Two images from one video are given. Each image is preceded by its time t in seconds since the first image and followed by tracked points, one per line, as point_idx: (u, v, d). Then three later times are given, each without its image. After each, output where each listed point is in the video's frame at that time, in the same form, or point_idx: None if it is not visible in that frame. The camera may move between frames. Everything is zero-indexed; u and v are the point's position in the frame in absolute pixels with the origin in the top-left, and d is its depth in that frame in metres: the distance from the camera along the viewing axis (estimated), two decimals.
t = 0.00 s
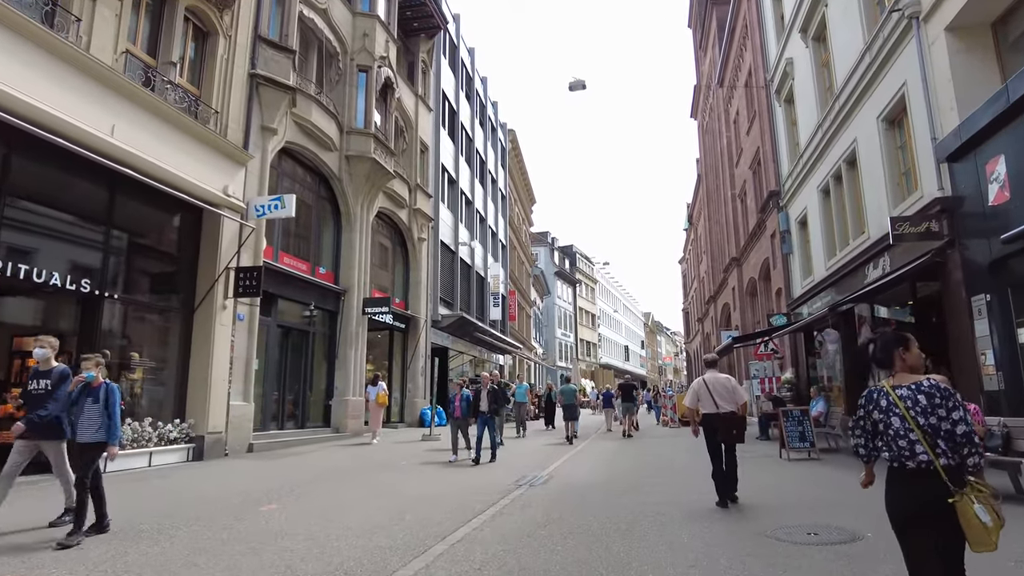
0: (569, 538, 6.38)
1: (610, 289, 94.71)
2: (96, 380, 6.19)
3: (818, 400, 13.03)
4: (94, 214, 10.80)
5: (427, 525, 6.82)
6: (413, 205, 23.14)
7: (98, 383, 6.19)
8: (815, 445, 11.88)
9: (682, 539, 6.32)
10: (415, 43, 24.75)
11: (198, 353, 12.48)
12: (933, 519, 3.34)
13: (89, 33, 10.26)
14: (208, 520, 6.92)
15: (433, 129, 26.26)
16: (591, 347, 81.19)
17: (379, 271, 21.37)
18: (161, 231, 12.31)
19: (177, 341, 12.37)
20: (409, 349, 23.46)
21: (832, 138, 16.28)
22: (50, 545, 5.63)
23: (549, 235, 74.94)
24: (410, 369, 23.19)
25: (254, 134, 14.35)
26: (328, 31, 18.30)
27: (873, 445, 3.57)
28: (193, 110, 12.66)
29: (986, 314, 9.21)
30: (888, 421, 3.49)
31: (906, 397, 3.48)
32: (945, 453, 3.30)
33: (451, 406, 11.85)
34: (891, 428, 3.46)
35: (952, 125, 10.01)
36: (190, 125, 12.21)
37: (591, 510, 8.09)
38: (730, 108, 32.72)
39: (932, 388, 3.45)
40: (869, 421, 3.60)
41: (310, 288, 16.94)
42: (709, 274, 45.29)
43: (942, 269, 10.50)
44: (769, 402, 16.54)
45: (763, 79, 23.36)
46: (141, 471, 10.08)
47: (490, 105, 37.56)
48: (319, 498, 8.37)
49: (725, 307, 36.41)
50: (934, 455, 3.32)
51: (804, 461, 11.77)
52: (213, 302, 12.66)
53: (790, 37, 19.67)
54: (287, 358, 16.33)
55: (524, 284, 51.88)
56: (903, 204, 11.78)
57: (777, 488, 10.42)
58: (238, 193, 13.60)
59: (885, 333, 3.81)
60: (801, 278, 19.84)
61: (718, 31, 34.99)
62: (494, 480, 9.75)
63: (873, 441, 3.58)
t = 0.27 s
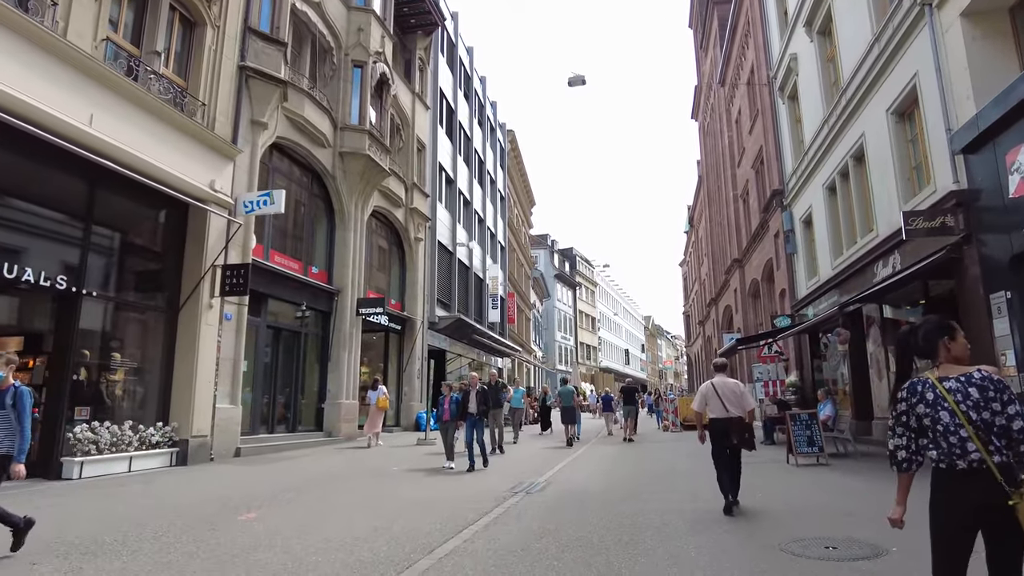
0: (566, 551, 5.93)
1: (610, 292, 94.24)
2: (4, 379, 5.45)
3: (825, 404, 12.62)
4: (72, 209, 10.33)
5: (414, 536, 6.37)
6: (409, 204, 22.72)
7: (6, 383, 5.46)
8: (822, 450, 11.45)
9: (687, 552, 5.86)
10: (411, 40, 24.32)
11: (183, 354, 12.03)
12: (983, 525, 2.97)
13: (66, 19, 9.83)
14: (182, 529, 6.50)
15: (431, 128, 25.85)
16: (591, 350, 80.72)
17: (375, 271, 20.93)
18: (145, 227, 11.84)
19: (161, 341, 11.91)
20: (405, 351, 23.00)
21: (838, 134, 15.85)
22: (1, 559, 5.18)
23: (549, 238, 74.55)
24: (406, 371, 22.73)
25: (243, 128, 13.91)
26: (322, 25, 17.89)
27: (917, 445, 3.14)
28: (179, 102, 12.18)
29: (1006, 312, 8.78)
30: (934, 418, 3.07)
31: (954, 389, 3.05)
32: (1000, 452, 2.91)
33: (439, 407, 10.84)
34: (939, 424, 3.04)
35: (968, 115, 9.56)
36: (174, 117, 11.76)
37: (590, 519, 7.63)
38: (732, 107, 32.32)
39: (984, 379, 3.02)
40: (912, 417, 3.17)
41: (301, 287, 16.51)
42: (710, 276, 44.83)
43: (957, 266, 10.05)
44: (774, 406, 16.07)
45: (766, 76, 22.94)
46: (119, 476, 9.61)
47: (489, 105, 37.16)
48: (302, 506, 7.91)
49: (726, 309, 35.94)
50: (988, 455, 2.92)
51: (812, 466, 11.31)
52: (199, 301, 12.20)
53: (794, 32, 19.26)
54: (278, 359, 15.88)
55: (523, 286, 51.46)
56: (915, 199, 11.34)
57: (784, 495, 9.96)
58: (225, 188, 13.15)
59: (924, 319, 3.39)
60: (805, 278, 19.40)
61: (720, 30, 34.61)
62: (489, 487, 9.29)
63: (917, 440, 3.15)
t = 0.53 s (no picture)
0: (561, 569, 5.47)
1: (609, 295, 93.79)
2: None
3: (833, 408, 12.17)
4: (47, 203, 9.84)
5: (398, 552, 5.90)
6: (404, 204, 22.28)
7: None
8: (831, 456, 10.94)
9: (693, 570, 5.40)
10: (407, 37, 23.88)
11: (165, 356, 11.56)
12: None
13: (38, 4, 9.37)
14: (147, 544, 6.01)
15: (427, 126, 25.43)
16: (589, 353, 80.20)
17: (369, 272, 20.48)
18: (126, 224, 11.38)
19: (142, 343, 11.44)
20: (399, 353, 22.52)
21: (844, 131, 15.43)
22: None
23: (548, 240, 74.13)
24: (401, 374, 22.26)
25: (230, 122, 13.47)
26: (314, 19, 17.47)
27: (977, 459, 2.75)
28: (162, 94, 11.73)
29: None
30: (995, 428, 2.71)
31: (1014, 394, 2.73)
32: None
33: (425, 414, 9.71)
34: (1002, 435, 2.69)
35: (986, 106, 9.11)
36: (156, 109, 11.30)
37: (588, 531, 7.16)
38: (732, 107, 31.93)
39: None
40: (967, 427, 2.77)
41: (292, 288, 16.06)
42: (710, 278, 44.41)
43: (973, 264, 9.61)
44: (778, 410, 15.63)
45: (768, 74, 22.54)
46: (92, 484, 9.13)
47: (487, 104, 36.74)
48: (282, 517, 7.44)
49: (727, 311, 35.49)
50: None
51: (820, 473, 10.82)
52: (181, 301, 11.73)
53: (798, 28, 18.87)
54: (267, 362, 15.42)
55: (521, 288, 51.02)
56: (927, 195, 10.91)
57: (792, 503, 9.50)
58: (211, 184, 12.69)
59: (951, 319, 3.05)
60: (809, 279, 18.98)
61: (720, 30, 34.24)
62: (481, 496, 8.83)
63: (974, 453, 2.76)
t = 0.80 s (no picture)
0: None
1: (608, 296, 93.40)
2: None
3: (841, 409, 11.74)
4: (17, 193, 9.39)
5: (380, 565, 5.43)
6: (399, 201, 21.83)
7: None
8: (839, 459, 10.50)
9: None
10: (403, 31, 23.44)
11: (146, 354, 11.07)
12: None
13: None
14: (108, 556, 5.54)
15: (423, 123, 24.99)
16: (588, 354, 79.74)
17: (362, 270, 20.03)
18: (104, 217, 10.91)
19: (121, 341, 10.96)
20: (394, 354, 22.03)
21: (849, 124, 15.01)
22: None
23: (546, 241, 73.71)
24: (395, 375, 21.78)
25: (216, 113, 13.01)
26: (306, 10, 17.04)
27: None
28: (143, 82, 11.28)
29: None
30: None
31: None
32: None
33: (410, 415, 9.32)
34: None
35: (1003, 92, 8.69)
36: (136, 96, 10.84)
37: (585, 540, 6.71)
38: (733, 105, 31.53)
39: None
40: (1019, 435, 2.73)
41: (282, 285, 15.62)
42: (710, 278, 43.96)
43: (990, 258, 9.18)
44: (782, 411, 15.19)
45: (770, 69, 22.12)
46: (63, 489, 8.66)
47: (485, 102, 36.32)
48: (260, 524, 6.97)
49: (727, 312, 35.06)
50: None
51: (828, 477, 10.37)
52: (163, 297, 11.24)
53: (801, 20, 18.47)
54: (255, 362, 14.94)
55: (519, 289, 50.59)
56: (940, 187, 10.48)
57: (800, 509, 9.03)
58: (195, 176, 12.24)
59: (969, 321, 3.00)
60: (813, 277, 18.55)
61: (720, 27, 33.88)
62: (474, 502, 8.35)
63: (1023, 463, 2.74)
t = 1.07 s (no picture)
0: None
1: (608, 297, 92.92)
2: None
3: (854, 410, 11.29)
4: None
5: None
6: (396, 197, 21.39)
7: None
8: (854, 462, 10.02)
9: None
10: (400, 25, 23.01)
11: (130, 353, 10.62)
12: None
13: None
14: (73, 568, 5.10)
15: (421, 119, 24.54)
16: (588, 355, 79.25)
17: (358, 268, 19.59)
18: (87, 210, 10.47)
19: (104, 338, 10.52)
20: (391, 354, 21.59)
21: (858, 117, 14.59)
22: None
23: (546, 241, 73.25)
24: (393, 375, 21.33)
25: (205, 103, 12.58)
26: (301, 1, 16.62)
27: None
28: (128, 69, 10.83)
29: None
30: None
31: None
32: None
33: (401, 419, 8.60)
34: None
35: None
36: (120, 83, 10.40)
37: (590, 550, 6.27)
38: (736, 101, 31.10)
39: None
40: None
41: (275, 282, 15.18)
42: (712, 279, 43.50)
43: (1013, 251, 8.75)
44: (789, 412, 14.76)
45: (775, 63, 21.72)
46: (38, 494, 8.21)
47: (485, 100, 35.89)
48: (243, 533, 6.53)
49: (730, 312, 34.63)
50: None
51: (841, 481, 9.92)
52: (147, 294, 10.79)
53: (807, 12, 18.05)
54: (247, 361, 14.50)
55: (519, 289, 50.15)
56: (958, 179, 10.04)
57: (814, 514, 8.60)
58: (183, 168, 11.79)
59: None
60: (819, 275, 18.13)
61: (723, 23, 33.47)
62: (471, 508, 7.92)
63: None
